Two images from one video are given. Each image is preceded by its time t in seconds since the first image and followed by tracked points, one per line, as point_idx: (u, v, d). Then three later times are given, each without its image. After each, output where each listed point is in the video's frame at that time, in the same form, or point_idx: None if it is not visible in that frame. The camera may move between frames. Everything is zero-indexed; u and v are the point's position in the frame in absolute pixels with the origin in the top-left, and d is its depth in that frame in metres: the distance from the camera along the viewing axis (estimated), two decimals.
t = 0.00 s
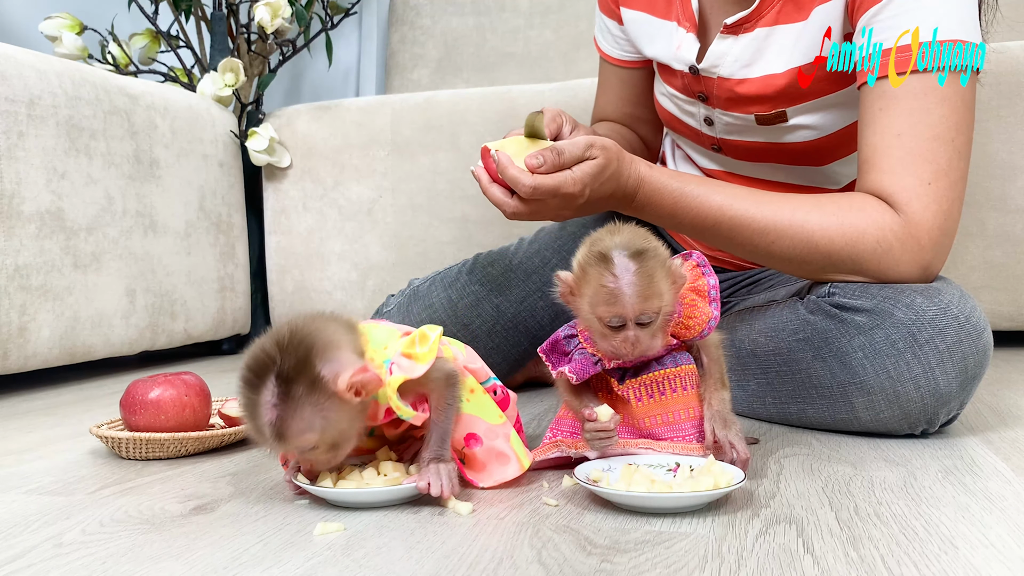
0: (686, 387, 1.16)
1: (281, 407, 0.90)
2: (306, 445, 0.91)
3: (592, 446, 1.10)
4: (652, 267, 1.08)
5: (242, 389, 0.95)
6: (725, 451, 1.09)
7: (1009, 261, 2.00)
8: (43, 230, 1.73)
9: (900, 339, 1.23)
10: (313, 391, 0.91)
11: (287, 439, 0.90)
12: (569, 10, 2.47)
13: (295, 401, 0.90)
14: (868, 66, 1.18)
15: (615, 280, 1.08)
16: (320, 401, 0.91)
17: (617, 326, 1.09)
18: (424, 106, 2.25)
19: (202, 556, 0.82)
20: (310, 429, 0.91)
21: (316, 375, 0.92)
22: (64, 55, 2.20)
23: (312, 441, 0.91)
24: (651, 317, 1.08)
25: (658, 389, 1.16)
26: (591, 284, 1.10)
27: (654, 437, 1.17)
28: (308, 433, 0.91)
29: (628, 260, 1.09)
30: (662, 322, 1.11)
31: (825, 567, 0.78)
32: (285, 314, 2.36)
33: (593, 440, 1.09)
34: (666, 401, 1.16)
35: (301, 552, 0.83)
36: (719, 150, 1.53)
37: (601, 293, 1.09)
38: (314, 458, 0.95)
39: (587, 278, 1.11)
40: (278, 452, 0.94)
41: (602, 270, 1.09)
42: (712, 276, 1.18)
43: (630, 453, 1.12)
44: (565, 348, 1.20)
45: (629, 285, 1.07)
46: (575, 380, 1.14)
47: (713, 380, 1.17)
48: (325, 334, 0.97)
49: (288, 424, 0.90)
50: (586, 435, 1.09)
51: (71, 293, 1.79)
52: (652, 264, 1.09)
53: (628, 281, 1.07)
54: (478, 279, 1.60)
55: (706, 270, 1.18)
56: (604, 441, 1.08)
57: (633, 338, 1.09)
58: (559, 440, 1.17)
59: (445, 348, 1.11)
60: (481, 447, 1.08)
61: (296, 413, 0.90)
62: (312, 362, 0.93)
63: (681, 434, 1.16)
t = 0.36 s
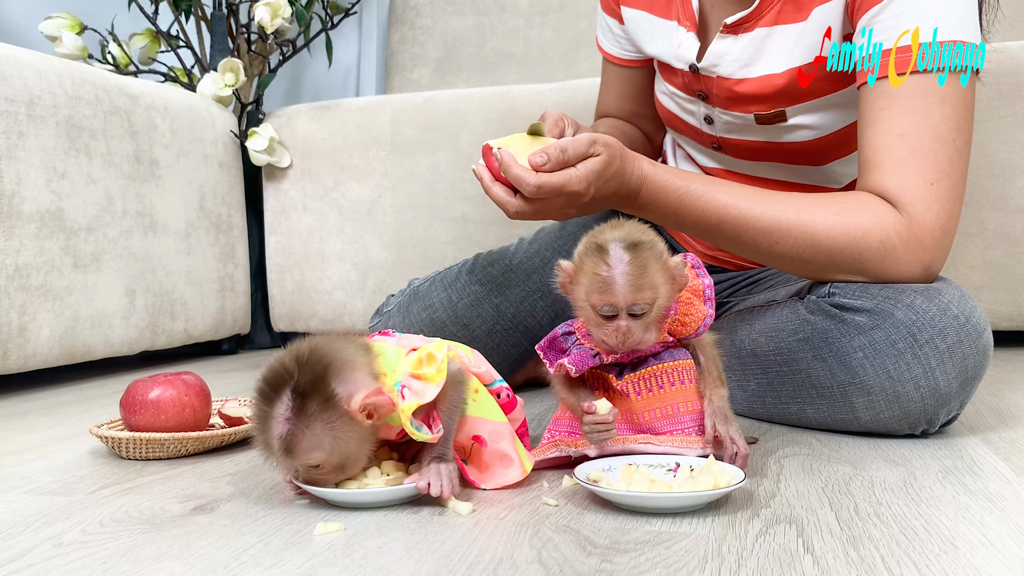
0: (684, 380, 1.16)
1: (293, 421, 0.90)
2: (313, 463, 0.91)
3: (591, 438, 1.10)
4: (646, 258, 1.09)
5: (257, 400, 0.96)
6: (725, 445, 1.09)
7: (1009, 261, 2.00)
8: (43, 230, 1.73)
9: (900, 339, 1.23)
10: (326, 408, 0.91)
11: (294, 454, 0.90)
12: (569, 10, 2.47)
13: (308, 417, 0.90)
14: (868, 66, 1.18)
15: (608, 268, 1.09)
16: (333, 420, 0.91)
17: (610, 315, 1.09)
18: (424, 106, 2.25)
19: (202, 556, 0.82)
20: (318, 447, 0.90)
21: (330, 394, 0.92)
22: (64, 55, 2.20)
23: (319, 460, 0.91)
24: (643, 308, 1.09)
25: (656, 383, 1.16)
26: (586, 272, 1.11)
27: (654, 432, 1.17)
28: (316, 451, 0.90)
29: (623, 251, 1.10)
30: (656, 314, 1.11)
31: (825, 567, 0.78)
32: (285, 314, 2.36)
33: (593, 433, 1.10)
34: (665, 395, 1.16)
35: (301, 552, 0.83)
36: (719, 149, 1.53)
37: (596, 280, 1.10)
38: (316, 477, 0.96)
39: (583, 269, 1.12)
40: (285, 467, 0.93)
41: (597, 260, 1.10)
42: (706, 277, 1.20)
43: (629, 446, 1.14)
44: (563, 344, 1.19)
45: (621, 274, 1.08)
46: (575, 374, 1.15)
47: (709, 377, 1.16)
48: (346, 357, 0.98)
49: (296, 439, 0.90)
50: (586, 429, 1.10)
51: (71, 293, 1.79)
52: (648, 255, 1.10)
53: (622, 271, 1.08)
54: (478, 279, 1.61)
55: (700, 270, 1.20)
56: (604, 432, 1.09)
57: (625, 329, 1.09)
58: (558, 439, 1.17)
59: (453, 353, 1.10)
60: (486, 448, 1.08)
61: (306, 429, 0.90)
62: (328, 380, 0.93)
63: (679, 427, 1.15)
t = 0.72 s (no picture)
0: (684, 374, 1.16)
1: (287, 422, 0.90)
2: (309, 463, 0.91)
3: (592, 419, 1.11)
4: (659, 246, 1.12)
5: (250, 401, 0.95)
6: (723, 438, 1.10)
7: (1009, 261, 2.00)
8: (43, 230, 1.73)
9: (900, 339, 1.23)
10: (322, 407, 0.92)
11: (291, 454, 0.90)
12: (569, 10, 2.47)
13: (303, 417, 0.90)
14: (868, 66, 1.19)
15: (622, 251, 1.12)
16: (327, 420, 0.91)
17: (620, 299, 1.12)
18: (424, 106, 2.25)
19: (202, 556, 0.82)
20: (314, 447, 0.91)
21: (325, 393, 0.92)
22: (64, 55, 2.20)
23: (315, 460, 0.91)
24: (653, 294, 1.11)
25: (657, 376, 1.17)
26: (601, 256, 1.14)
27: (655, 424, 1.16)
28: (313, 450, 0.91)
29: (636, 238, 1.13)
30: (665, 302, 1.14)
31: (825, 567, 0.78)
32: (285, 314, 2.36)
33: (595, 413, 1.10)
34: (664, 388, 1.16)
35: (301, 552, 0.83)
36: (719, 149, 1.53)
37: (609, 263, 1.13)
38: (317, 476, 0.97)
39: (597, 254, 1.16)
40: (281, 465, 0.94)
41: (610, 245, 1.14)
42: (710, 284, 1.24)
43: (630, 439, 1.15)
44: (568, 336, 1.20)
45: (634, 257, 1.11)
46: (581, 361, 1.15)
47: (709, 375, 1.18)
48: (336, 353, 0.97)
49: (291, 440, 0.90)
50: (589, 409, 1.10)
51: (71, 293, 1.79)
52: (659, 244, 1.13)
53: (635, 255, 1.11)
54: (478, 279, 1.61)
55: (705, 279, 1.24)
56: (608, 413, 1.10)
57: (633, 313, 1.10)
58: (559, 434, 1.17)
59: (449, 353, 1.11)
60: (484, 449, 1.08)
61: (301, 429, 0.90)
62: (321, 378, 0.93)
63: (681, 418, 1.14)
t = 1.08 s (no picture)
0: (684, 374, 1.17)
1: (262, 410, 0.92)
2: (278, 458, 0.91)
3: (597, 422, 1.11)
4: (656, 244, 1.13)
5: (233, 388, 0.97)
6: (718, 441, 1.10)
7: (1009, 261, 2.00)
8: (43, 230, 1.73)
9: (900, 339, 1.23)
10: (298, 400, 0.92)
11: (261, 446, 0.91)
12: (569, 10, 2.47)
13: (277, 408, 0.91)
14: (868, 66, 1.19)
15: (618, 245, 1.14)
16: (302, 412, 0.92)
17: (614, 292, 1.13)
18: (424, 106, 2.25)
19: (203, 556, 0.82)
20: (283, 441, 0.91)
21: (304, 384, 0.93)
22: (64, 55, 2.20)
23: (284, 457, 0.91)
24: (647, 290, 1.12)
25: (658, 376, 1.17)
26: (597, 250, 1.15)
27: (655, 424, 1.16)
28: (281, 444, 0.91)
29: (634, 235, 1.14)
30: (659, 301, 1.13)
31: (825, 567, 0.78)
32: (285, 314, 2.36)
33: (599, 416, 1.11)
34: (665, 388, 1.16)
35: (301, 552, 0.83)
36: (720, 149, 1.53)
37: (606, 254, 1.14)
38: (285, 480, 0.94)
39: (594, 249, 1.16)
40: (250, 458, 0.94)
41: (607, 241, 1.15)
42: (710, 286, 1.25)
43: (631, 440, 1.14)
44: (569, 338, 1.20)
45: (630, 251, 1.12)
46: (582, 363, 1.16)
47: (710, 377, 1.18)
48: (325, 352, 0.99)
49: (264, 431, 0.91)
50: (593, 412, 1.11)
51: (71, 293, 1.79)
52: (657, 242, 1.14)
53: (631, 250, 1.13)
54: (478, 279, 1.61)
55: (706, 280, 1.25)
56: (613, 416, 1.10)
57: (626, 307, 1.11)
58: (559, 435, 1.17)
59: (443, 359, 1.09)
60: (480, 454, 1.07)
61: (274, 421, 0.91)
62: (304, 372, 0.94)
63: (681, 419, 1.14)
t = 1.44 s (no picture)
0: (686, 374, 1.17)
1: (261, 404, 0.92)
2: (276, 451, 0.92)
3: (602, 427, 1.11)
4: (654, 245, 1.13)
5: (234, 379, 0.97)
6: (715, 443, 1.11)
7: (1009, 261, 2.00)
8: (43, 230, 1.73)
9: (900, 339, 1.23)
10: (297, 394, 0.92)
11: (260, 440, 0.92)
12: (569, 10, 2.47)
13: (277, 402, 0.92)
14: (868, 66, 1.19)
15: (617, 242, 1.14)
16: (302, 407, 0.92)
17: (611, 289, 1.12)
18: (424, 106, 2.25)
19: (202, 556, 0.82)
20: (282, 434, 0.91)
21: (304, 379, 0.93)
22: (64, 55, 2.20)
23: (282, 450, 0.92)
24: (644, 290, 1.12)
25: (659, 377, 1.17)
26: (597, 250, 1.15)
27: (655, 425, 1.16)
28: (279, 438, 0.91)
29: (633, 235, 1.14)
30: (657, 300, 1.13)
31: (825, 567, 0.78)
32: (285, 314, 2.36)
33: (604, 420, 1.11)
34: (666, 389, 1.16)
35: (301, 552, 0.83)
36: (719, 149, 1.53)
37: (604, 252, 1.14)
38: (282, 472, 0.95)
39: (594, 250, 1.16)
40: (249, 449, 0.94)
41: (606, 241, 1.15)
42: (711, 288, 1.25)
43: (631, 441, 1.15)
44: (570, 338, 1.20)
45: (628, 249, 1.13)
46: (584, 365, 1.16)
47: (710, 377, 1.18)
48: (329, 346, 0.99)
49: (263, 424, 0.91)
50: (599, 417, 1.11)
51: (71, 293, 1.79)
52: (655, 244, 1.14)
53: (629, 247, 1.13)
54: (478, 279, 1.61)
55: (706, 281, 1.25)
56: (617, 420, 1.10)
57: (622, 303, 1.10)
58: (560, 435, 1.17)
59: (444, 360, 1.08)
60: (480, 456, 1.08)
61: (274, 415, 0.91)
62: (305, 366, 0.94)
63: (681, 419, 1.14)
